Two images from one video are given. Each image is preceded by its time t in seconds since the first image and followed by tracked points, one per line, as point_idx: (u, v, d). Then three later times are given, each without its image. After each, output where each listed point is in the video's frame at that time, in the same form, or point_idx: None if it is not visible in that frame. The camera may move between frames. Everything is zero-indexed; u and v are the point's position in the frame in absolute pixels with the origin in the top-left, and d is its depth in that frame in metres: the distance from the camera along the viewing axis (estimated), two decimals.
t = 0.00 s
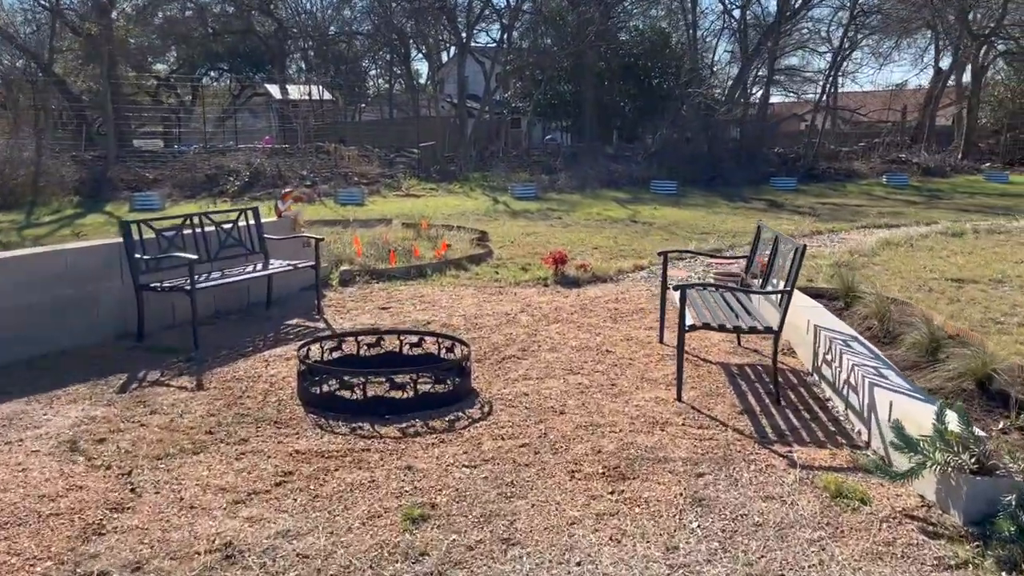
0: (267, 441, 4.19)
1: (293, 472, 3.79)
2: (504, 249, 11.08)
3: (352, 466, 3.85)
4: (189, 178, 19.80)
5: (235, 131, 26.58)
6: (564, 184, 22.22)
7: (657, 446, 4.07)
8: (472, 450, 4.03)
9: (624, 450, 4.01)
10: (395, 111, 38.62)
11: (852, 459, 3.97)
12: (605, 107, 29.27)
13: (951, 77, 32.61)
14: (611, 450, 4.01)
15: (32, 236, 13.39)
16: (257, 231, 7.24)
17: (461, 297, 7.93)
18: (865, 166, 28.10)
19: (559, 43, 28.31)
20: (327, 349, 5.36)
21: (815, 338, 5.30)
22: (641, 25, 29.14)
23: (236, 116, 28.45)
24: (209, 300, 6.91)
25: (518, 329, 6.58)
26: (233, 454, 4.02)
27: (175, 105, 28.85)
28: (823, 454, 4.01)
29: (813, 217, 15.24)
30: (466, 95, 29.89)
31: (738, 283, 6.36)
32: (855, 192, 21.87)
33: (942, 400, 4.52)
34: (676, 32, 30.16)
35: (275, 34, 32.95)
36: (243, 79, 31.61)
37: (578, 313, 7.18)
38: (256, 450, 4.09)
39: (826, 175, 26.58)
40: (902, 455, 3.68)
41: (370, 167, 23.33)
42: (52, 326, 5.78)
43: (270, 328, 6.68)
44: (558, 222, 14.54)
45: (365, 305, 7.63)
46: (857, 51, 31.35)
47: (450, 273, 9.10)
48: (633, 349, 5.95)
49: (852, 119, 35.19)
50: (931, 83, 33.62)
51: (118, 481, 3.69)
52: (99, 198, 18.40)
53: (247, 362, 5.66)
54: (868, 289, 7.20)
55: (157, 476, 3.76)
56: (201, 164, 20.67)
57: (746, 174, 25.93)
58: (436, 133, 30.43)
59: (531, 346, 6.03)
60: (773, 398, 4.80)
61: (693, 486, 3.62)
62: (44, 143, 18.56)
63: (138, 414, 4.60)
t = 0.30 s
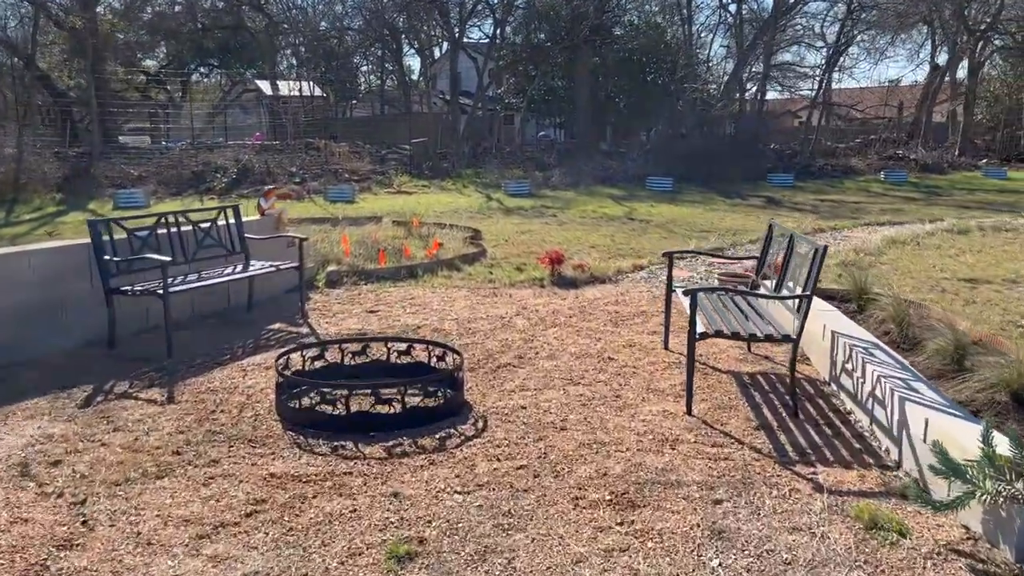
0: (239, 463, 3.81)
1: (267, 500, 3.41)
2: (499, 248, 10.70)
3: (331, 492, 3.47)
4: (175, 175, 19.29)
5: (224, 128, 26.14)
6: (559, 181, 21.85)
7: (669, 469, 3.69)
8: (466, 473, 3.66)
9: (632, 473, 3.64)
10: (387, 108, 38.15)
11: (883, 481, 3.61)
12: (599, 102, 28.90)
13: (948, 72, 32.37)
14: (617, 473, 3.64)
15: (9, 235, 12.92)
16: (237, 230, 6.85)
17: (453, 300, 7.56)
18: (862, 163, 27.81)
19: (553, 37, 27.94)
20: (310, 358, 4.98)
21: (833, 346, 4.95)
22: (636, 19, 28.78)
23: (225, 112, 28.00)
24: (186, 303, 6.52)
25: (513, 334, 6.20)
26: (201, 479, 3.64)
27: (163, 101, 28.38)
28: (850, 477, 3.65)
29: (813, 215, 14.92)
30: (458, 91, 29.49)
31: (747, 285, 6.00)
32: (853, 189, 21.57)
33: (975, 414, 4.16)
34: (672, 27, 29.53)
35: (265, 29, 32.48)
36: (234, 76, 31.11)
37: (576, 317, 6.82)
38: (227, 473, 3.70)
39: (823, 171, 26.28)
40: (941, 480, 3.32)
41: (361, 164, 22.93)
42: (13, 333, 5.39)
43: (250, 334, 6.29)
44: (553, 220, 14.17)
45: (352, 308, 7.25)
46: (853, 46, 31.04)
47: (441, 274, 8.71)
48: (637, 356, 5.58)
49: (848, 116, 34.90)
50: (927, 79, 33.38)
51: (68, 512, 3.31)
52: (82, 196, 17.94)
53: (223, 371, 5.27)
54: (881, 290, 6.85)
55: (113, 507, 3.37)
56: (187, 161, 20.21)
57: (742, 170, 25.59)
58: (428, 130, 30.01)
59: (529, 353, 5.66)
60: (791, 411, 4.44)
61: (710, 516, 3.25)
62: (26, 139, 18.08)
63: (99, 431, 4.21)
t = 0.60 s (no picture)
0: (211, 494, 3.41)
1: (240, 540, 3.02)
2: (497, 248, 10.31)
3: (314, 530, 3.08)
4: (164, 172, 18.84)
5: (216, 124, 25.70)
6: (556, 178, 21.47)
7: (693, 501, 3.30)
8: (465, 507, 3.26)
9: (651, 507, 3.25)
10: (381, 104, 37.69)
11: (933, 515, 3.23)
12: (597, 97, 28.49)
13: (949, 68, 32.04)
14: (634, 506, 3.26)
15: None
16: (220, 230, 6.44)
17: (450, 303, 7.17)
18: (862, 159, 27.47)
19: (550, 32, 27.53)
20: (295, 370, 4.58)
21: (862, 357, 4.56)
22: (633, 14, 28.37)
23: (217, 108, 27.53)
24: (165, 309, 6.12)
25: (513, 342, 5.81)
26: (168, 513, 3.24)
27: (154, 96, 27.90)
28: (894, 509, 3.26)
29: (818, 212, 14.57)
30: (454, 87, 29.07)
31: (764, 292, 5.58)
32: (856, 185, 21.27)
33: None
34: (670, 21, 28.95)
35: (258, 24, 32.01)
36: (227, 71, 30.67)
37: (580, 322, 6.44)
38: (198, 507, 3.30)
39: (823, 168, 25.93)
40: (1002, 517, 2.95)
41: (355, 161, 22.51)
42: None
43: (232, 342, 5.89)
44: (552, 218, 13.79)
45: (343, 313, 6.86)
46: (854, 41, 30.62)
47: (437, 276, 8.32)
48: (648, 367, 5.18)
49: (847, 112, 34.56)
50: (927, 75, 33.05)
51: (13, 557, 2.91)
52: (68, 193, 17.49)
53: (201, 385, 4.87)
54: (902, 293, 6.48)
55: (64, 550, 2.97)
56: (177, 158, 19.77)
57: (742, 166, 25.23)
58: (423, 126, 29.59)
59: (531, 363, 5.27)
60: (820, 431, 4.05)
61: (743, 560, 2.87)
62: (10, 135, 17.61)
63: (58, 457, 3.80)
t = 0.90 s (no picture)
0: (175, 541, 3.03)
1: None
2: (495, 250, 9.91)
3: None
4: (154, 170, 18.38)
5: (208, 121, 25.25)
6: (555, 176, 21.08)
7: (718, 553, 2.93)
8: (462, 560, 2.89)
9: (671, 562, 2.87)
10: (376, 100, 37.24)
11: (991, 567, 2.86)
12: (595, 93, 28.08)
13: (950, 64, 31.65)
14: (653, 558, 2.89)
15: None
16: (200, 235, 6.05)
17: (445, 311, 6.79)
18: (863, 156, 27.11)
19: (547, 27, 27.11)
20: (275, 392, 4.20)
21: (894, 377, 4.18)
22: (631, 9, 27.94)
23: (211, 104, 27.07)
24: (141, 320, 5.73)
25: (513, 356, 5.42)
26: (124, 567, 2.86)
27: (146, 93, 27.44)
28: (944, 561, 2.90)
29: (824, 212, 14.22)
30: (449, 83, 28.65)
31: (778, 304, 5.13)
32: (859, 183, 20.92)
33: None
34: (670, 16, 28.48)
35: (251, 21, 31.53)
36: (221, 67, 30.22)
37: (584, 333, 6.05)
38: (160, 558, 2.92)
39: (825, 165, 25.57)
40: None
41: (349, 158, 22.10)
42: None
43: (211, 357, 5.49)
44: (550, 218, 13.41)
45: (332, 322, 6.46)
46: (855, 36, 30.23)
47: (432, 281, 7.92)
48: (661, 386, 4.78)
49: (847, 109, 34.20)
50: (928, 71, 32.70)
51: None
52: (54, 192, 17.04)
53: (174, 408, 4.47)
54: (925, 302, 6.09)
55: None
56: (166, 156, 19.32)
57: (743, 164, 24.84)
58: (419, 122, 29.15)
59: (532, 380, 4.87)
60: (854, 463, 3.66)
61: None
62: None
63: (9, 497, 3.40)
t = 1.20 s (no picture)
0: None
1: None
2: (489, 251, 9.53)
3: None
4: (140, 167, 17.94)
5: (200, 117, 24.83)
6: (551, 174, 20.69)
7: None
8: None
9: None
10: (369, 96, 36.80)
11: None
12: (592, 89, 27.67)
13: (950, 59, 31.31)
14: None
15: None
16: (173, 239, 5.66)
17: (436, 318, 6.40)
18: (863, 152, 26.77)
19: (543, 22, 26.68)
20: (246, 416, 3.80)
21: (926, 397, 3.80)
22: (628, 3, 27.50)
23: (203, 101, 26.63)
24: (109, 331, 5.33)
25: (508, 369, 5.04)
26: None
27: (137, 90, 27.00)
28: None
29: (828, 210, 13.86)
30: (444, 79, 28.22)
31: (794, 311, 4.74)
32: (861, 180, 20.56)
33: None
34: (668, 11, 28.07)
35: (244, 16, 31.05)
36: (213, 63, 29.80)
37: (583, 343, 5.67)
38: None
39: (824, 162, 25.22)
40: None
41: (341, 155, 21.69)
42: None
43: (182, 370, 5.10)
44: (546, 217, 13.03)
45: (316, 330, 6.07)
46: (855, 32, 29.89)
47: (422, 285, 7.54)
48: (670, 403, 4.41)
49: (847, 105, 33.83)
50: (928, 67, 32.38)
51: None
52: (38, 190, 16.62)
53: (134, 431, 4.07)
54: (947, 310, 5.72)
55: None
56: (154, 153, 18.90)
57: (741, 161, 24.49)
58: (413, 119, 28.74)
59: (529, 398, 4.50)
60: (886, 496, 3.29)
61: None
62: None
63: None
